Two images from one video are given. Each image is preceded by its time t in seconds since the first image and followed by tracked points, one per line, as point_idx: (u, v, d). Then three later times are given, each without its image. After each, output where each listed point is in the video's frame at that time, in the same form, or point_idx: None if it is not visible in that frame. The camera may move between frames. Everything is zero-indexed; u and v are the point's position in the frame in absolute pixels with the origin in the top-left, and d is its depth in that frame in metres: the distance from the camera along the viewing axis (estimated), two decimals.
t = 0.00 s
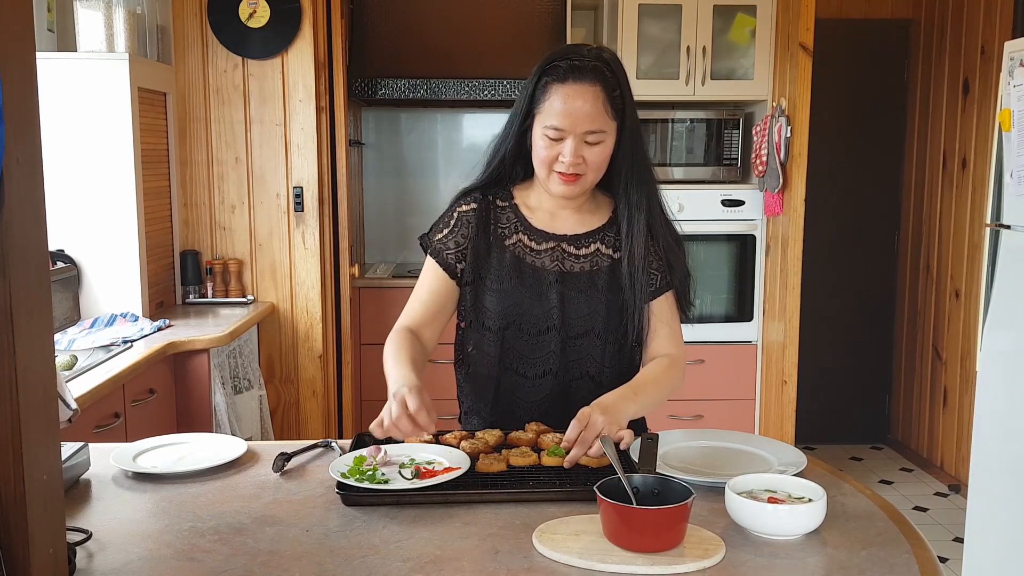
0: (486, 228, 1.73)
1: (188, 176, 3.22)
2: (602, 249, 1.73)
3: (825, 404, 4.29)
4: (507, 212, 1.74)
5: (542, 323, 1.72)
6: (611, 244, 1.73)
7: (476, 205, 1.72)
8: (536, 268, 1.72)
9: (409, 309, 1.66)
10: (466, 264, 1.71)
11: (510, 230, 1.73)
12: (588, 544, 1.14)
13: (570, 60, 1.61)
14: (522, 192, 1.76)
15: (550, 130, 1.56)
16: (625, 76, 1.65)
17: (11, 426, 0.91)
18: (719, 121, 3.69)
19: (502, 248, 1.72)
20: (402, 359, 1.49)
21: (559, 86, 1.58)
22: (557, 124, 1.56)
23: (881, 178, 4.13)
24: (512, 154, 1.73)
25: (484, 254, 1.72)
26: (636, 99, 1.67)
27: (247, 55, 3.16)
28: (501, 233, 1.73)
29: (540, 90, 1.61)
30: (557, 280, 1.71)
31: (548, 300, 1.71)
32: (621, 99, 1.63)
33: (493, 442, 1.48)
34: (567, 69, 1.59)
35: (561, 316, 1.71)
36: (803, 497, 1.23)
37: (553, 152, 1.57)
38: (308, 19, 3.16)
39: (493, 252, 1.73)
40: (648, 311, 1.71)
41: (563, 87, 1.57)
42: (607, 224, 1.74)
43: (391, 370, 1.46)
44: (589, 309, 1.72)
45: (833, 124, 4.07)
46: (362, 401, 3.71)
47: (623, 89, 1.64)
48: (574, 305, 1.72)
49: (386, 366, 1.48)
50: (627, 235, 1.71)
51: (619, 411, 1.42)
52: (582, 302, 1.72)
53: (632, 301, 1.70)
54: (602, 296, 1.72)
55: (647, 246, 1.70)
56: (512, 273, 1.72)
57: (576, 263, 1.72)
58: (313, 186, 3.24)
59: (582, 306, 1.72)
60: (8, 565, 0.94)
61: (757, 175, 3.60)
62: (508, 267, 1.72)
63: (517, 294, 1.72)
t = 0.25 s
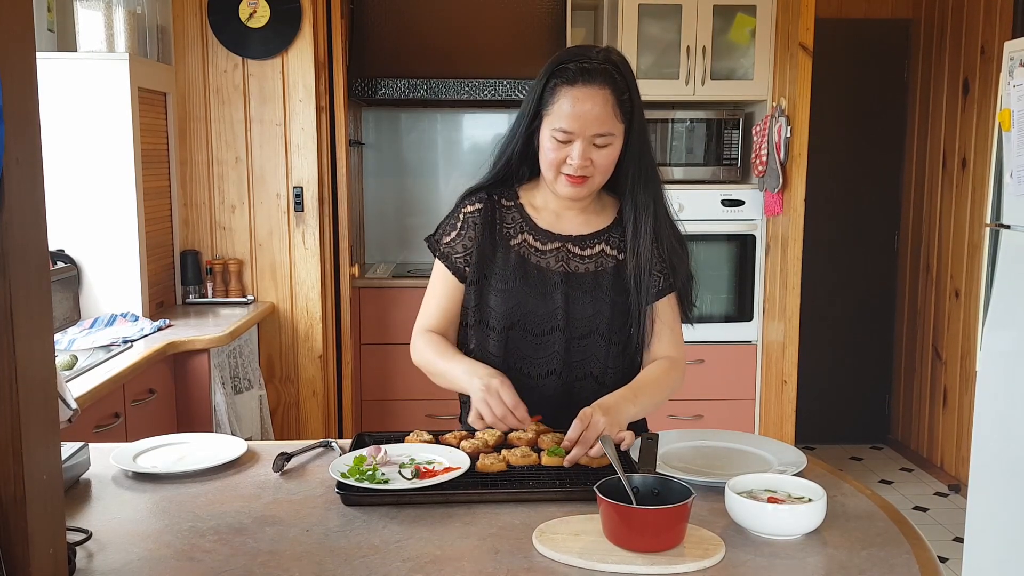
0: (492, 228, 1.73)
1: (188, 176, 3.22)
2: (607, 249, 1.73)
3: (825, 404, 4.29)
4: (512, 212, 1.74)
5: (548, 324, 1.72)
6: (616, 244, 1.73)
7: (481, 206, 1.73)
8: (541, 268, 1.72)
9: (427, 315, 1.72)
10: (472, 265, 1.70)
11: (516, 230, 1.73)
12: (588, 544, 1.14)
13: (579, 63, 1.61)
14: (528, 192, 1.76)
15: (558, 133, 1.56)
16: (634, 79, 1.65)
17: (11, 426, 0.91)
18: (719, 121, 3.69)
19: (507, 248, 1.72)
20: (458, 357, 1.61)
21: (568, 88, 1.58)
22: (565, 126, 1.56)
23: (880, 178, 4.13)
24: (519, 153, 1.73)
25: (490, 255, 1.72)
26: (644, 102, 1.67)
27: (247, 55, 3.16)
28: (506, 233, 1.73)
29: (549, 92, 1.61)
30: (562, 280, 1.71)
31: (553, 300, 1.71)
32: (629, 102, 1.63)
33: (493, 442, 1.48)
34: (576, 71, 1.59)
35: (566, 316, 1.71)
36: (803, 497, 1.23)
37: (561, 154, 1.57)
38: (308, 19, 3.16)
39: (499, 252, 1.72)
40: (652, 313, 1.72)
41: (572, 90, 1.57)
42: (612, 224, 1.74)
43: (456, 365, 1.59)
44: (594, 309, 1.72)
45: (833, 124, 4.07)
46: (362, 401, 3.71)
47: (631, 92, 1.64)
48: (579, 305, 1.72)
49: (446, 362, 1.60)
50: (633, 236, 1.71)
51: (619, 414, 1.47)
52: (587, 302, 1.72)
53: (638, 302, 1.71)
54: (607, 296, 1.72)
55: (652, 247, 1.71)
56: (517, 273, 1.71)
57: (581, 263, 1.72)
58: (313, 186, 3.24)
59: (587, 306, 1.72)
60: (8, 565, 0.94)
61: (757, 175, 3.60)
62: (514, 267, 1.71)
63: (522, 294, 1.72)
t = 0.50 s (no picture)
0: (496, 228, 1.72)
1: (188, 176, 3.21)
2: (610, 250, 1.73)
3: (825, 404, 4.29)
4: (516, 212, 1.73)
5: (551, 325, 1.72)
6: (619, 246, 1.73)
7: (485, 206, 1.72)
8: (545, 269, 1.71)
9: (433, 318, 1.69)
10: (476, 266, 1.69)
11: (520, 230, 1.72)
12: (588, 544, 1.13)
13: (586, 63, 1.61)
14: (532, 192, 1.76)
15: (564, 133, 1.56)
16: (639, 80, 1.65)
17: (11, 426, 0.90)
18: (720, 121, 3.69)
19: (511, 248, 1.71)
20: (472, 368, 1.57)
21: (575, 88, 1.57)
22: (571, 127, 1.55)
23: (881, 178, 4.13)
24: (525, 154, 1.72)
25: (494, 255, 1.71)
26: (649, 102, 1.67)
27: (246, 55, 3.15)
28: (510, 233, 1.72)
29: (555, 92, 1.61)
30: (565, 281, 1.70)
31: (556, 301, 1.71)
32: (635, 102, 1.63)
33: (493, 443, 1.47)
34: (583, 72, 1.59)
35: (569, 317, 1.71)
36: (803, 497, 1.23)
37: (567, 154, 1.56)
38: (308, 19, 3.16)
39: (502, 252, 1.72)
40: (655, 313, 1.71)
41: (578, 90, 1.57)
42: (614, 226, 1.74)
43: (469, 376, 1.55)
44: (597, 310, 1.72)
45: (833, 124, 4.07)
46: (361, 401, 3.71)
47: (637, 93, 1.64)
48: (582, 306, 1.71)
49: (458, 373, 1.57)
50: (636, 237, 1.71)
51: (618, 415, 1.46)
52: (590, 303, 1.71)
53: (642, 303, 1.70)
54: (610, 297, 1.72)
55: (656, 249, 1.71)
56: (521, 274, 1.71)
57: (585, 264, 1.71)
58: (313, 186, 3.23)
59: (590, 307, 1.71)
60: (7, 566, 0.93)
61: (757, 175, 3.60)
62: (517, 268, 1.71)
63: (525, 295, 1.71)
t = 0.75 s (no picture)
0: (496, 228, 1.72)
1: (188, 176, 3.21)
2: (610, 251, 1.73)
3: (825, 404, 4.28)
4: (516, 212, 1.73)
5: (551, 325, 1.72)
6: (620, 246, 1.73)
7: (486, 205, 1.71)
8: (545, 269, 1.71)
9: (433, 317, 1.69)
10: (477, 266, 1.69)
11: (520, 230, 1.72)
12: (588, 544, 1.13)
13: (587, 63, 1.60)
14: (533, 192, 1.75)
15: (565, 133, 1.56)
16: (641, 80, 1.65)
17: (11, 426, 0.90)
18: (720, 121, 3.69)
19: (511, 248, 1.71)
20: (471, 371, 1.56)
21: (576, 88, 1.57)
22: (572, 126, 1.55)
23: (881, 178, 4.13)
24: (527, 154, 1.72)
25: (494, 255, 1.71)
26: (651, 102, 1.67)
27: (247, 55, 3.15)
28: (510, 233, 1.72)
29: (556, 92, 1.60)
30: (566, 282, 1.70)
31: (557, 302, 1.71)
32: (636, 103, 1.63)
33: (493, 443, 1.47)
34: (584, 71, 1.59)
35: (569, 317, 1.71)
36: (803, 497, 1.23)
37: (568, 154, 1.56)
38: (308, 19, 3.16)
39: (503, 252, 1.71)
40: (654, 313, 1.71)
41: (580, 90, 1.57)
42: (615, 226, 1.74)
43: (467, 380, 1.54)
44: (597, 311, 1.72)
45: (833, 124, 4.07)
46: (361, 401, 3.71)
47: (638, 93, 1.64)
48: (583, 307, 1.71)
49: (457, 376, 1.56)
50: (637, 238, 1.71)
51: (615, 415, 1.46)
52: (590, 303, 1.71)
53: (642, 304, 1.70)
54: (610, 298, 1.72)
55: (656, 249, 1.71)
56: (521, 274, 1.71)
57: (585, 265, 1.71)
58: (313, 186, 3.23)
59: (591, 308, 1.71)
60: (7, 566, 0.93)
61: (757, 175, 3.60)
62: (518, 268, 1.71)
63: (525, 295, 1.71)
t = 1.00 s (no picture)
0: (495, 228, 1.72)
1: (188, 176, 3.22)
2: (609, 251, 1.72)
3: (825, 403, 4.29)
4: (515, 212, 1.73)
5: (549, 324, 1.72)
6: (619, 246, 1.73)
7: (485, 205, 1.72)
8: (544, 269, 1.71)
9: (431, 316, 1.70)
10: (475, 266, 1.70)
11: (519, 230, 1.72)
12: (588, 544, 1.13)
13: (585, 62, 1.60)
14: (531, 192, 1.76)
15: (563, 131, 1.56)
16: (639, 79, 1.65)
17: (11, 425, 0.90)
18: (720, 121, 3.69)
19: (510, 248, 1.72)
20: (468, 371, 1.56)
21: (574, 87, 1.57)
22: (570, 125, 1.55)
23: (881, 177, 4.13)
24: (525, 154, 1.72)
25: (492, 255, 1.71)
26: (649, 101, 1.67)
27: (247, 55, 3.15)
28: (509, 233, 1.72)
29: (554, 91, 1.61)
30: (564, 282, 1.70)
31: (555, 302, 1.71)
32: (634, 102, 1.63)
33: (493, 443, 1.47)
34: (582, 70, 1.59)
35: (568, 317, 1.71)
36: (803, 497, 1.23)
37: (566, 153, 1.57)
38: (308, 19, 3.16)
39: (501, 251, 1.72)
40: (653, 315, 1.71)
41: (577, 89, 1.57)
42: (614, 226, 1.74)
43: (465, 380, 1.54)
44: (595, 311, 1.72)
45: (834, 124, 4.07)
46: (361, 401, 3.71)
47: (636, 92, 1.64)
48: (581, 307, 1.71)
49: (456, 376, 1.56)
50: (636, 238, 1.71)
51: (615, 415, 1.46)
52: (589, 303, 1.71)
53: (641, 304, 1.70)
54: (609, 298, 1.72)
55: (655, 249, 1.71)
56: (520, 274, 1.71)
57: (584, 265, 1.71)
58: (313, 186, 3.23)
59: (589, 308, 1.71)
60: (7, 566, 0.93)
61: (757, 175, 3.60)
62: (516, 268, 1.71)
63: (524, 294, 1.71)
